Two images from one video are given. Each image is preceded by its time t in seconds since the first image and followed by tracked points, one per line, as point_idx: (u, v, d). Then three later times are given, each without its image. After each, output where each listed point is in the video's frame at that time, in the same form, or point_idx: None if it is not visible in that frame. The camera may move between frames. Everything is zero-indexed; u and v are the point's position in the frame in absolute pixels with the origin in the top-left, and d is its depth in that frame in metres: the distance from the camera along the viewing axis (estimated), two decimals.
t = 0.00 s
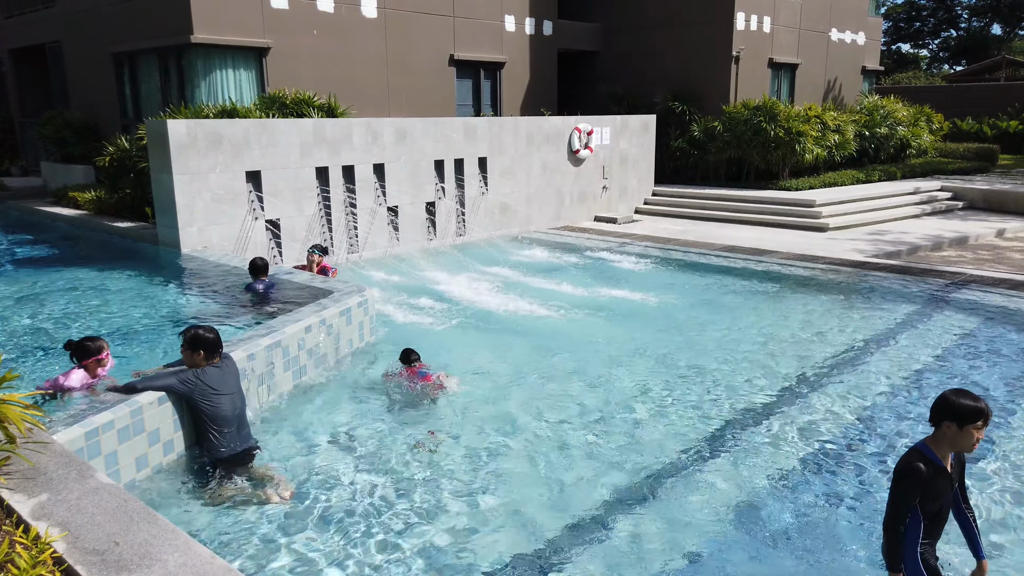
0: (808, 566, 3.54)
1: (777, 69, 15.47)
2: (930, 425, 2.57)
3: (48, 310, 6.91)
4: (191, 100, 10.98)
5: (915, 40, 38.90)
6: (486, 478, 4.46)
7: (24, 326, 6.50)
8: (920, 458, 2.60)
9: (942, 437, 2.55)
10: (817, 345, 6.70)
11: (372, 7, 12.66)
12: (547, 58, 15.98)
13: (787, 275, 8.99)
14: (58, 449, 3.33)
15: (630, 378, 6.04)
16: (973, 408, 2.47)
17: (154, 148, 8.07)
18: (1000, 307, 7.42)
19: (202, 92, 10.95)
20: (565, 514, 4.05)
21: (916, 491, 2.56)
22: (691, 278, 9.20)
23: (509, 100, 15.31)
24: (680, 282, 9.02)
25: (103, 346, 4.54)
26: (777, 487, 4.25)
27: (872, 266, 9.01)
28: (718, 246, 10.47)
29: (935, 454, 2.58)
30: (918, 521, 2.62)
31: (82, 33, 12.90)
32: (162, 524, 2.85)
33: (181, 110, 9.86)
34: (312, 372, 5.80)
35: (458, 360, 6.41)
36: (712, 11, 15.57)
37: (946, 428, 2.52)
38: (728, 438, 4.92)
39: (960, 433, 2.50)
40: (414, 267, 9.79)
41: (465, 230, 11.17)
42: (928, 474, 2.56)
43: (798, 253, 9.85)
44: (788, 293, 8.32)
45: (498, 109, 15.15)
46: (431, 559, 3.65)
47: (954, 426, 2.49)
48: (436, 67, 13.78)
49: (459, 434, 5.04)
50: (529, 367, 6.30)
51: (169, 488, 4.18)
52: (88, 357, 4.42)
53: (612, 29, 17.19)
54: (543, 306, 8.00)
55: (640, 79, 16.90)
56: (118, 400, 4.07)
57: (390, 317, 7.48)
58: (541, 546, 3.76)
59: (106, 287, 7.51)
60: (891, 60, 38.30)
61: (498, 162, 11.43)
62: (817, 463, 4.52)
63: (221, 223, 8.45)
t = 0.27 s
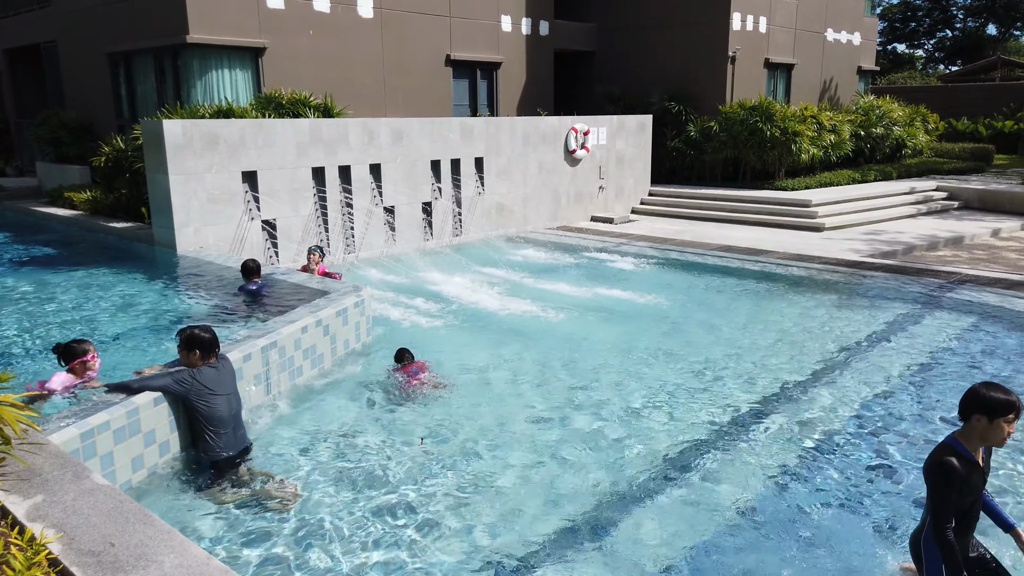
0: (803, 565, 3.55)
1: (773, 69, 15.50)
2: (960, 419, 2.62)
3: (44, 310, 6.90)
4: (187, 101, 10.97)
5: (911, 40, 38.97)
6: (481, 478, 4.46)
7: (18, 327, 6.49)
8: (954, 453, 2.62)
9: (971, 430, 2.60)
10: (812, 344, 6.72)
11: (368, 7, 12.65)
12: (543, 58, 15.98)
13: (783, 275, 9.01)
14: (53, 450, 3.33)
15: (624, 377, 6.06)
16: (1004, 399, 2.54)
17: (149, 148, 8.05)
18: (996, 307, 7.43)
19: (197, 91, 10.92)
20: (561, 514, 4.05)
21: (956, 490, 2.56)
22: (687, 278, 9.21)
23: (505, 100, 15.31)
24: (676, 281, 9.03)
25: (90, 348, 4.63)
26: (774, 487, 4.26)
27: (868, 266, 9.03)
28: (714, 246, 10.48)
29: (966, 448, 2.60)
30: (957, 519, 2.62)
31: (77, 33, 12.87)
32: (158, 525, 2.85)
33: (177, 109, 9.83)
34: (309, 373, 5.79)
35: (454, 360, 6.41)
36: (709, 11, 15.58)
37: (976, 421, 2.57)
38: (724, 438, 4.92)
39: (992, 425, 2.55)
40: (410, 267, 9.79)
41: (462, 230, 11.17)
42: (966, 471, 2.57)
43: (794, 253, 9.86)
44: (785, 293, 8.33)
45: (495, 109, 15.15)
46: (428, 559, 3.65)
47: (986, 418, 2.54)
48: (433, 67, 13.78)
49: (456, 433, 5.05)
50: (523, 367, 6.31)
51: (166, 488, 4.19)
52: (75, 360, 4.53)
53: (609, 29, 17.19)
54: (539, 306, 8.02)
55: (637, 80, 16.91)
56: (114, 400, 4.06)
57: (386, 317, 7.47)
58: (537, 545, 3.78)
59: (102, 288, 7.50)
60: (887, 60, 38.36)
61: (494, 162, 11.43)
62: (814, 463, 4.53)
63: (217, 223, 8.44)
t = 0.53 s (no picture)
0: (799, 565, 3.56)
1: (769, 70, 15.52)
2: (998, 433, 2.47)
3: (40, 311, 6.88)
4: (182, 101, 10.95)
5: (907, 40, 39.04)
6: (478, 479, 4.46)
7: (13, 327, 6.48)
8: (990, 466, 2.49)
9: (1011, 445, 2.46)
10: (808, 344, 6.73)
11: (365, 7, 12.64)
12: (540, 58, 15.99)
13: (779, 275, 9.02)
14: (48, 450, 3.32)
15: (620, 377, 6.07)
16: None
17: (145, 148, 8.03)
18: (991, 308, 7.45)
19: (193, 92, 10.90)
20: (557, 514, 4.05)
21: (995, 504, 2.44)
22: (683, 278, 9.22)
23: (502, 100, 15.32)
24: (672, 281, 9.04)
25: (73, 350, 4.61)
26: (770, 487, 4.27)
27: (864, 266, 9.04)
28: (710, 246, 10.49)
29: (1005, 464, 2.45)
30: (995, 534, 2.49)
31: (73, 32, 12.84)
32: (153, 526, 2.84)
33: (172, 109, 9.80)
34: (305, 374, 5.78)
35: (451, 360, 6.41)
36: (705, 11, 15.60)
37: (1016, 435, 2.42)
38: (720, 437, 4.93)
39: None
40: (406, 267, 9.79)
41: (458, 230, 11.17)
42: (1005, 485, 2.43)
43: (790, 253, 9.87)
44: (781, 293, 8.34)
45: (491, 109, 15.15)
46: (424, 559, 3.65)
47: None
48: (429, 67, 13.77)
49: (453, 433, 5.04)
50: (519, 367, 6.31)
51: (162, 490, 4.18)
52: (57, 364, 4.52)
53: (606, 29, 17.21)
54: (535, 306, 8.03)
55: (633, 80, 16.92)
56: (109, 401, 4.05)
57: (383, 317, 7.47)
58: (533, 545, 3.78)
59: (98, 288, 7.48)
60: (882, 60, 38.43)
61: (491, 162, 11.43)
62: (809, 463, 4.54)
63: (213, 224, 8.42)
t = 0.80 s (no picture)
0: (795, 564, 3.56)
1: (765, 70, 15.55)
2: None
3: (36, 311, 6.88)
4: (179, 101, 10.93)
5: (903, 40, 39.10)
6: (474, 479, 4.46)
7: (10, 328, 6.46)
8: None
9: None
10: (804, 343, 6.74)
11: (362, 7, 12.63)
12: (537, 58, 15.99)
13: (775, 275, 9.04)
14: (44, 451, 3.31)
15: (617, 377, 6.07)
16: None
17: (141, 149, 8.02)
18: (987, 308, 7.46)
19: (189, 92, 10.88)
20: (555, 514, 4.06)
21: None
22: (680, 278, 9.23)
23: (499, 100, 15.32)
24: (668, 281, 9.06)
25: (61, 352, 4.62)
26: (767, 487, 4.28)
27: (860, 266, 9.06)
28: (707, 246, 10.50)
29: None
30: None
31: (69, 32, 12.82)
32: (150, 527, 2.84)
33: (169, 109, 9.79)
34: (302, 374, 5.78)
35: (448, 361, 6.40)
36: (702, 12, 15.61)
37: None
38: (716, 437, 4.93)
39: None
40: (403, 267, 9.79)
41: (455, 230, 11.17)
42: None
43: (787, 253, 9.88)
44: (778, 293, 8.36)
45: (488, 109, 15.15)
46: (421, 559, 3.65)
47: None
48: (426, 67, 13.77)
49: (450, 434, 5.05)
50: (516, 367, 6.31)
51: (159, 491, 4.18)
52: (45, 366, 4.53)
53: (603, 29, 17.22)
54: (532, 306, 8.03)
55: (630, 80, 16.94)
56: (106, 402, 4.04)
57: (379, 318, 7.46)
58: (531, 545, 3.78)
59: (94, 288, 7.47)
60: (879, 61, 38.49)
61: (488, 162, 11.43)
62: (805, 462, 4.55)
63: (210, 224, 8.41)
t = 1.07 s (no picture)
0: (793, 564, 3.57)
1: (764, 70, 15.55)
2: None
3: (33, 311, 6.86)
4: (177, 101, 10.92)
5: (901, 40, 39.13)
6: (473, 479, 4.46)
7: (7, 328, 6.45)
8: None
9: None
10: (802, 343, 6.74)
11: (360, 7, 12.62)
12: (536, 58, 15.99)
13: (773, 275, 9.04)
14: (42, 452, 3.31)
15: (615, 377, 6.07)
16: None
17: (139, 148, 8.01)
18: (985, 308, 7.46)
19: (187, 92, 10.87)
20: (554, 513, 4.06)
21: None
22: (679, 278, 9.23)
23: (498, 100, 15.32)
24: (667, 281, 9.05)
25: (49, 352, 4.61)
26: (765, 486, 4.28)
27: (859, 266, 9.06)
28: (706, 246, 10.50)
29: None
30: None
31: (66, 32, 12.80)
32: (148, 527, 2.84)
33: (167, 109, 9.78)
34: (300, 374, 5.78)
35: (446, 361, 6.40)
36: (701, 12, 15.62)
37: None
38: (715, 437, 4.93)
39: None
40: (401, 267, 9.79)
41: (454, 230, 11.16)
42: None
43: (786, 253, 9.88)
44: (776, 293, 8.36)
45: (487, 108, 15.15)
46: (419, 559, 3.65)
47: None
48: (425, 67, 13.77)
49: (448, 433, 5.04)
50: (514, 367, 6.31)
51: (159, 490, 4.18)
52: (34, 366, 4.52)
53: (601, 29, 17.22)
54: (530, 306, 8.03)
55: (629, 80, 16.94)
56: (103, 403, 4.03)
57: (378, 318, 7.46)
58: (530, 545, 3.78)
59: (92, 288, 7.46)
60: (877, 61, 38.52)
61: (486, 162, 11.43)
62: (804, 462, 4.55)
63: (208, 224, 8.40)
